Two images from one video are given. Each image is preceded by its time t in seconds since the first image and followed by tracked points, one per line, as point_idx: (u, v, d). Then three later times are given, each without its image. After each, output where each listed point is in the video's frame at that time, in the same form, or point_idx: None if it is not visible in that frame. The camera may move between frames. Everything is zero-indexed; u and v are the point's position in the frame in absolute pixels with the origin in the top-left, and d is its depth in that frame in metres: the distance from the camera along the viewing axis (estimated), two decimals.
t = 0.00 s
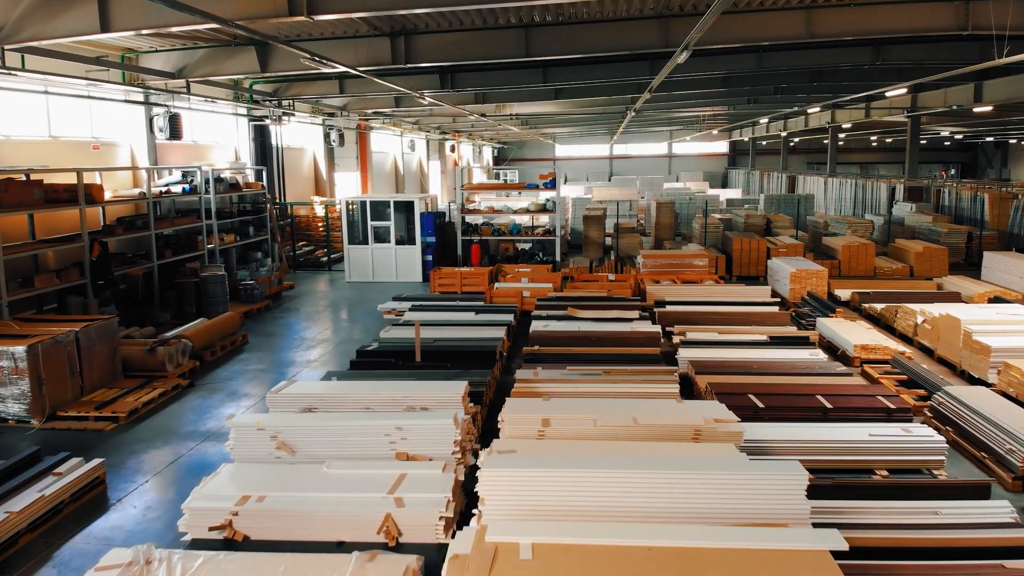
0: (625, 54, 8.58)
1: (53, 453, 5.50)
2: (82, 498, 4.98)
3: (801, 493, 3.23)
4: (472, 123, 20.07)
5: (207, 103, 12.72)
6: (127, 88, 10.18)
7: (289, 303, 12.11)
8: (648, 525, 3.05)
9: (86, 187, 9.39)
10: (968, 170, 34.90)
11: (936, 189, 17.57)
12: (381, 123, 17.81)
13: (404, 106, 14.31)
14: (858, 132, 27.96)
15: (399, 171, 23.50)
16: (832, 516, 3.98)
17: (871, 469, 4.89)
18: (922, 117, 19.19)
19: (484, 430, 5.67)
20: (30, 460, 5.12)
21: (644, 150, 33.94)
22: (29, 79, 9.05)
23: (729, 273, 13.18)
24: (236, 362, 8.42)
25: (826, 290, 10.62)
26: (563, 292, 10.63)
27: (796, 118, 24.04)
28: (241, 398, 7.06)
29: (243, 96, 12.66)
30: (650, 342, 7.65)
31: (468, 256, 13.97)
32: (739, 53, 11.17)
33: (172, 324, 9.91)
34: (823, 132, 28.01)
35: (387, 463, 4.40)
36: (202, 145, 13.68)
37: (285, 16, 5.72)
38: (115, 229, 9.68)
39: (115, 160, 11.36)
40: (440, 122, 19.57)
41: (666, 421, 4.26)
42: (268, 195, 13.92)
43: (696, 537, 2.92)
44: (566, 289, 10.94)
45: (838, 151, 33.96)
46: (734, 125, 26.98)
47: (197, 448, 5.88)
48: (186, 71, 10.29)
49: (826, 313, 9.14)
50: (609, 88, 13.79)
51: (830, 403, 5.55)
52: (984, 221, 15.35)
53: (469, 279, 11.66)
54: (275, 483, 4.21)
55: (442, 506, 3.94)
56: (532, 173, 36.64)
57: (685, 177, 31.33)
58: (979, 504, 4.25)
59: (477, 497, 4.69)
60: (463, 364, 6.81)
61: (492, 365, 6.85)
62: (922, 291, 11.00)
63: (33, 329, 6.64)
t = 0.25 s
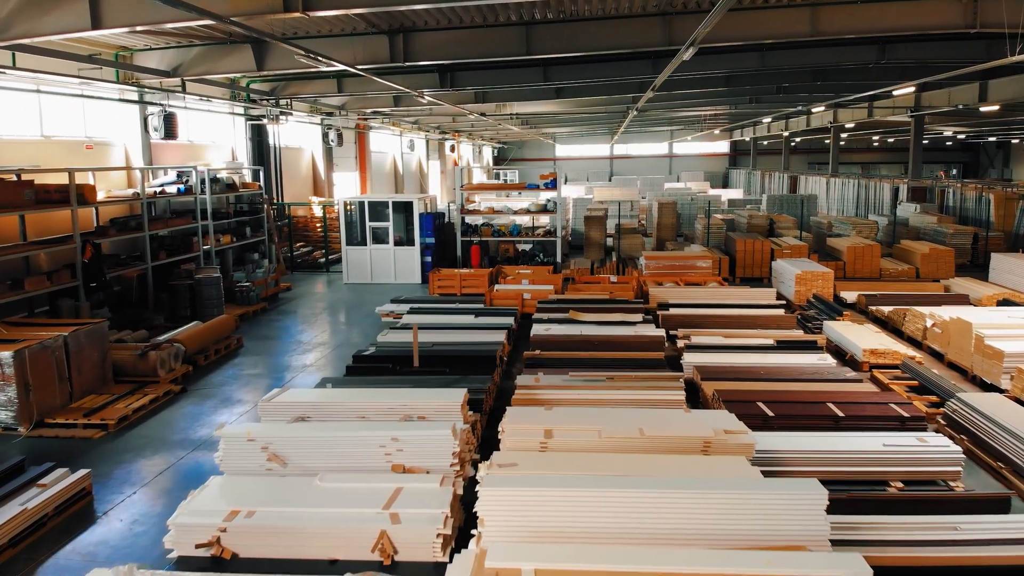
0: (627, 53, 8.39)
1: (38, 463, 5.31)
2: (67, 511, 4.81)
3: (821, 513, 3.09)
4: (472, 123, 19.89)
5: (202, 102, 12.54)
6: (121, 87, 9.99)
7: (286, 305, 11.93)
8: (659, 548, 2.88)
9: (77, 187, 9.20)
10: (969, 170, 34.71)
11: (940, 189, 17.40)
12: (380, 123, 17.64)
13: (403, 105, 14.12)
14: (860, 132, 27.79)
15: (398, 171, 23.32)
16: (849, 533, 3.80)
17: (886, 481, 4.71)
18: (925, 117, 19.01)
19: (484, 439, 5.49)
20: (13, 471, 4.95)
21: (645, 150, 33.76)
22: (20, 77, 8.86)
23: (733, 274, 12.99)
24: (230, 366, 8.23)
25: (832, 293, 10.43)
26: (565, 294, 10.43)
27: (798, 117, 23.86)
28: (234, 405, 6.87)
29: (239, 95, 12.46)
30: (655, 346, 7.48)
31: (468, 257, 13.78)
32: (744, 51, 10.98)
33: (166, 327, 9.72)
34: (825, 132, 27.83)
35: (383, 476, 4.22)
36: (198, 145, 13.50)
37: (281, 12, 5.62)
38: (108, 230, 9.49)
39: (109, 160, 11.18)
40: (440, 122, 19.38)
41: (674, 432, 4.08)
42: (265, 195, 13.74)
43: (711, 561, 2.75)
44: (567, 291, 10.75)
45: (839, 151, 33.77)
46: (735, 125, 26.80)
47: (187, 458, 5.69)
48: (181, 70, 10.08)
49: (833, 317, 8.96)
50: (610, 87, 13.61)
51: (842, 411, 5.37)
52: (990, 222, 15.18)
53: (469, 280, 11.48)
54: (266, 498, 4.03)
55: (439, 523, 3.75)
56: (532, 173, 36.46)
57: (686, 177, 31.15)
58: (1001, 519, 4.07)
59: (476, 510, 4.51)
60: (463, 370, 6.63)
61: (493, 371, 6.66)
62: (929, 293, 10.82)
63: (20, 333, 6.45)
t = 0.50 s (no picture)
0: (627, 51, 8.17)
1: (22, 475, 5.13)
2: (51, 525, 4.63)
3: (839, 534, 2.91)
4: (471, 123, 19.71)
5: (198, 101, 12.37)
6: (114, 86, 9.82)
7: (283, 308, 11.75)
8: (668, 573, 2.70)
9: (69, 188, 9.01)
10: (971, 170, 34.49)
11: (945, 189, 17.22)
12: (379, 122, 17.47)
13: (402, 104, 13.94)
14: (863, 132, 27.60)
15: (397, 171, 23.14)
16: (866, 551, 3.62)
17: (901, 494, 4.54)
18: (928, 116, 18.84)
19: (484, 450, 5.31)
20: None
21: (646, 150, 33.58)
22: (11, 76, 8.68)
23: (737, 276, 12.81)
24: (224, 371, 8.05)
25: (839, 295, 10.25)
26: (566, 296, 10.26)
27: (800, 117, 23.68)
28: (228, 412, 6.69)
29: (236, 94, 12.26)
30: (659, 351, 7.30)
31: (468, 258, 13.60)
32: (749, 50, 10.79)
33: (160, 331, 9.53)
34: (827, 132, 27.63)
35: (378, 491, 4.04)
36: (194, 144, 13.31)
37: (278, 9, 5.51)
38: (101, 232, 9.29)
39: (102, 160, 11.00)
40: (440, 121, 19.20)
41: (682, 445, 3.90)
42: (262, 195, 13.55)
43: None
44: (568, 293, 10.58)
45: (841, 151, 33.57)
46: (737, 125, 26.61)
47: (178, 468, 5.51)
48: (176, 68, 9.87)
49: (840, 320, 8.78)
50: (612, 86, 13.43)
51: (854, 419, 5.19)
52: (996, 223, 14.99)
53: (469, 282, 11.31)
54: (255, 513, 3.86)
55: (435, 541, 3.56)
56: (532, 173, 36.28)
57: (687, 177, 30.97)
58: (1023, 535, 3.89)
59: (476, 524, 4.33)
60: (463, 376, 6.45)
61: (493, 377, 6.48)
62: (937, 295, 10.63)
63: (7, 338, 6.28)
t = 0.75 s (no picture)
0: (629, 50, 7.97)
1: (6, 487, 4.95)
2: (32, 541, 4.44)
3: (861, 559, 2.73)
4: (471, 122, 19.53)
5: (194, 101, 12.19)
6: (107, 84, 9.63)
7: (280, 310, 11.57)
8: None
9: (60, 188, 8.83)
10: (973, 170, 34.31)
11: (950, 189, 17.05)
12: (378, 122, 17.31)
13: (401, 104, 13.77)
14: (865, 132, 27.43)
15: (397, 171, 22.97)
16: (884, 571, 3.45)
17: (918, 507, 4.36)
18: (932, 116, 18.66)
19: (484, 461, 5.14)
20: None
21: (646, 150, 33.42)
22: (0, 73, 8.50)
23: (740, 278, 12.63)
24: (218, 376, 7.87)
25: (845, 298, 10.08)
26: (568, 299, 10.07)
27: (803, 117, 23.50)
28: (221, 419, 6.51)
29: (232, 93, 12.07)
30: (663, 355, 7.12)
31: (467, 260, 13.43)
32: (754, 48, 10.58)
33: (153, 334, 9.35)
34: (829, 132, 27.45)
35: (373, 506, 3.86)
36: (190, 144, 13.13)
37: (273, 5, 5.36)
38: (93, 233, 9.11)
39: (96, 160, 10.81)
40: (439, 121, 19.02)
41: (693, 460, 3.72)
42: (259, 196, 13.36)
43: None
44: (570, 296, 10.40)
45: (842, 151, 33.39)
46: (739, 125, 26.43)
47: (168, 479, 5.33)
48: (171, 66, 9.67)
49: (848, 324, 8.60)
50: (614, 85, 13.25)
51: (867, 429, 5.02)
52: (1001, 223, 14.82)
53: (468, 284, 11.13)
54: (245, 530, 3.68)
55: (433, 561, 3.37)
56: (532, 174, 36.11)
57: (688, 177, 30.80)
58: None
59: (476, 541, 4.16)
60: (462, 382, 6.28)
61: (494, 384, 6.31)
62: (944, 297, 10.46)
63: None
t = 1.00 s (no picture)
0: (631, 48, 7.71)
1: None
2: (18, 554, 4.28)
3: None
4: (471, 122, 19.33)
5: (189, 100, 11.98)
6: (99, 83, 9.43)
7: (276, 312, 11.38)
8: None
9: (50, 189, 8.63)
10: (976, 169, 34.10)
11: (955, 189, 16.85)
12: (377, 122, 17.11)
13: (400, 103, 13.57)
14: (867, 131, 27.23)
15: (396, 171, 22.77)
16: None
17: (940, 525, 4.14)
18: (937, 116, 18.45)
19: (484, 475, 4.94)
20: None
21: (647, 150, 33.22)
22: None
23: (745, 280, 12.43)
24: (211, 383, 7.66)
25: (852, 301, 9.87)
26: (570, 302, 9.87)
27: (805, 117, 23.30)
28: (212, 428, 6.30)
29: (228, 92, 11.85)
30: (668, 361, 6.92)
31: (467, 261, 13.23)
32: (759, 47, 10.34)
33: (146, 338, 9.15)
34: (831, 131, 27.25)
35: (366, 526, 3.65)
36: (186, 144, 12.93)
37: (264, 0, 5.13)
38: (84, 235, 8.90)
39: (88, 160, 10.61)
40: (439, 120, 18.81)
41: (704, 478, 3.51)
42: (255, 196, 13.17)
43: None
44: (572, 298, 10.20)
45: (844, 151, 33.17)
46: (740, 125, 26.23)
47: (155, 491, 5.12)
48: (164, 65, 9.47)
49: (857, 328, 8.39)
50: (616, 84, 13.05)
51: (883, 440, 4.81)
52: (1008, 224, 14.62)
53: (468, 286, 10.93)
54: (230, 552, 3.47)
55: None
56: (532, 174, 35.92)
57: (689, 177, 30.59)
58: None
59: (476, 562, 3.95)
60: (461, 390, 6.07)
61: (494, 392, 6.11)
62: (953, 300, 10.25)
63: None
